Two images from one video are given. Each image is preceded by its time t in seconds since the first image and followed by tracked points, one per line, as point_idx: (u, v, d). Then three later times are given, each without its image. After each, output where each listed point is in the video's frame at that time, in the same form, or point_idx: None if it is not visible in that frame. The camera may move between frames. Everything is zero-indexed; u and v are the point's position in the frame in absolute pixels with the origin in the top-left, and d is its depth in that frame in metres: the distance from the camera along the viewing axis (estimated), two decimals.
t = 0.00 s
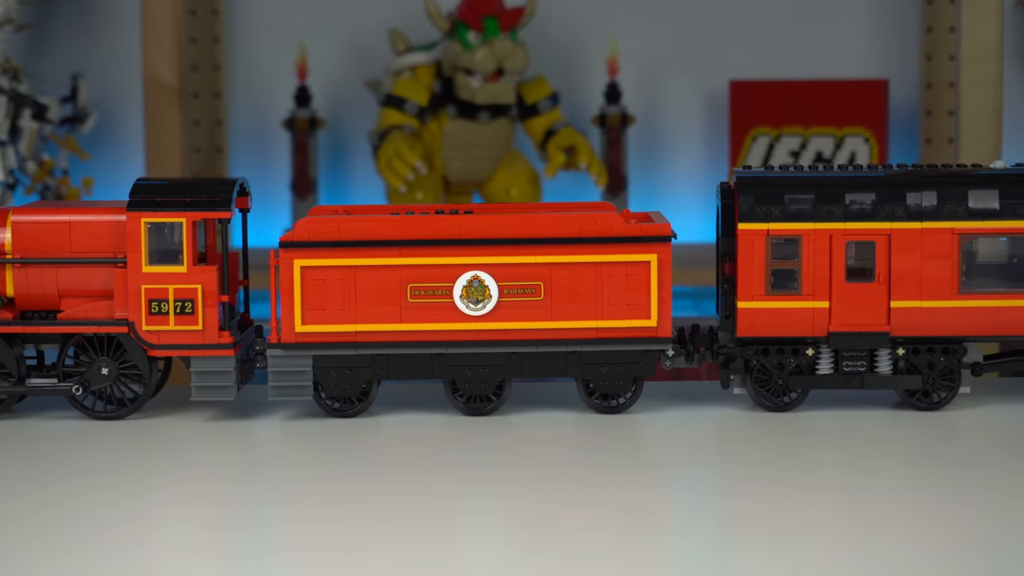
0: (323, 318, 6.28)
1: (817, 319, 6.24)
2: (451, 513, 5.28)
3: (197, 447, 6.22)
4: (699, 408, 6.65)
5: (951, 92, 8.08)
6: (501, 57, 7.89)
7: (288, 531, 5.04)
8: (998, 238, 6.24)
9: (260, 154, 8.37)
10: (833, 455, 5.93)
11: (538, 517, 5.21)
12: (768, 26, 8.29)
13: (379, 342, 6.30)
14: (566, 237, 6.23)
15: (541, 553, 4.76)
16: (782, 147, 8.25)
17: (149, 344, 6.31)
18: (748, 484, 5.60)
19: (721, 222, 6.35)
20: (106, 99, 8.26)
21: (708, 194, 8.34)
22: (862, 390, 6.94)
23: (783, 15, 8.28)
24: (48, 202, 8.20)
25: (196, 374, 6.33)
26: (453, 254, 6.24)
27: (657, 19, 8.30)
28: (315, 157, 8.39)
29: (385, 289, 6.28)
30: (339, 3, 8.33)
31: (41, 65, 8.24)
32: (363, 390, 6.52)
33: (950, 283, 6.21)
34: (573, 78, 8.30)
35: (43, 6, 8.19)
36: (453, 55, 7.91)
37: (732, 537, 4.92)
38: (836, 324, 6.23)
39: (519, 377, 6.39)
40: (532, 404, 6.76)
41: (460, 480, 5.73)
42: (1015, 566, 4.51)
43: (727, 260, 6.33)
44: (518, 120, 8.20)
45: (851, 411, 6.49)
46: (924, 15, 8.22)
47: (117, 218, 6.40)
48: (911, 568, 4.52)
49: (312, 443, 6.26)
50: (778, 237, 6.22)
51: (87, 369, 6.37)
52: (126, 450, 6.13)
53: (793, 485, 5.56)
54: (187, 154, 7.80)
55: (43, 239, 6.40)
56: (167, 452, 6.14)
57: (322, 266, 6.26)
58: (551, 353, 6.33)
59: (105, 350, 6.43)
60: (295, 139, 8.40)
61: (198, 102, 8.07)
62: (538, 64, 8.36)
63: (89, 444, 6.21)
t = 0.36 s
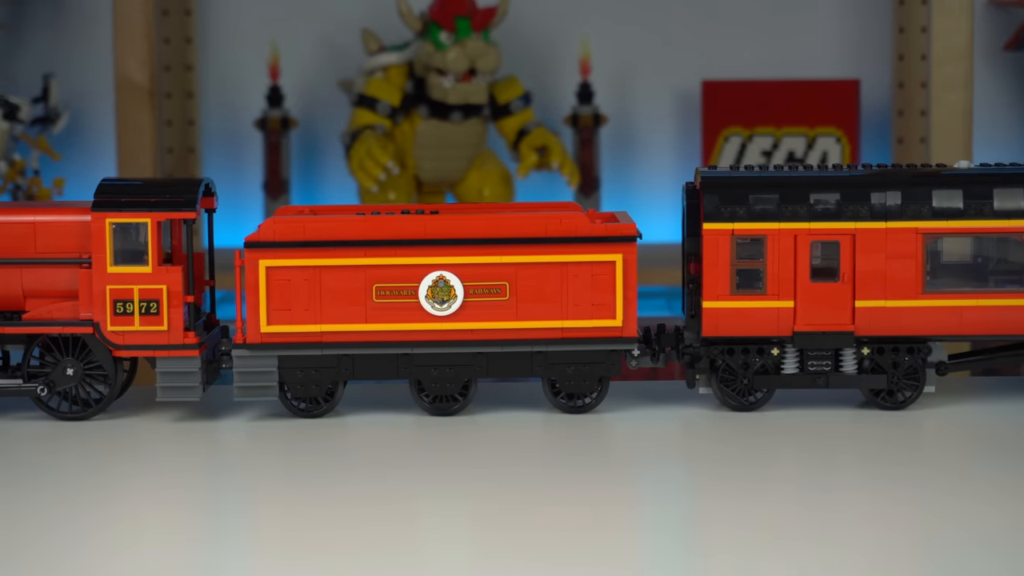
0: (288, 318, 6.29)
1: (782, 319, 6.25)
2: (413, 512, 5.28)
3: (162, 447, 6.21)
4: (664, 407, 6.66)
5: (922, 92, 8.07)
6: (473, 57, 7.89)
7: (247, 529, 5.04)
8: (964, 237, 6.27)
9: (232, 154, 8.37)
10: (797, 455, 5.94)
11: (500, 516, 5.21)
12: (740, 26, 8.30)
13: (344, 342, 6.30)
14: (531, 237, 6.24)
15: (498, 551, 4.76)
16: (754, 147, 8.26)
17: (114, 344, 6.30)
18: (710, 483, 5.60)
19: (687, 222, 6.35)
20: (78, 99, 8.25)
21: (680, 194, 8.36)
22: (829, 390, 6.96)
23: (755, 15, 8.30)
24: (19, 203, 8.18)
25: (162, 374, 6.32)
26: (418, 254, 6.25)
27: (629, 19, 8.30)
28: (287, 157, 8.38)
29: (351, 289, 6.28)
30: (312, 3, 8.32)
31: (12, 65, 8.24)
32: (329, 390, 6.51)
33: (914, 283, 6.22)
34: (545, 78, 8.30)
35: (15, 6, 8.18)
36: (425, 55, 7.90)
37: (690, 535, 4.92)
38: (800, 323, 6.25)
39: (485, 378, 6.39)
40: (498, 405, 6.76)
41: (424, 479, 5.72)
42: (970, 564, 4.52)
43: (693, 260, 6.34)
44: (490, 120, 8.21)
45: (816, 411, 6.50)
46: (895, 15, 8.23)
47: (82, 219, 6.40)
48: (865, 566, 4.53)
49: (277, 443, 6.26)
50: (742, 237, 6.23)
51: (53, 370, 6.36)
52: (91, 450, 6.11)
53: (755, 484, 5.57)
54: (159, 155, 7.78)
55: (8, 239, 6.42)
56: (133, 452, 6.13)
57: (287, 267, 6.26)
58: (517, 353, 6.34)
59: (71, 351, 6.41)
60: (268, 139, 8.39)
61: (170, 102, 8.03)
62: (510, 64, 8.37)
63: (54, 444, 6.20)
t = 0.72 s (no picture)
0: (255, 318, 6.28)
1: (749, 319, 6.26)
2: (376, 511, 5.27)
3: (128, 446, 6.19)
4: (632, 407, 6.66)
5: (896, 92, 8.07)
6: (446, 57, 7.89)
7: (213, 527, 5.02)
8: (931, 237, 6.27)
9: (206, 154, 8.34)
10: (764, 455, 5.94)
11: (465, 515, 5.20)
12: (714, 27, 8.31)
13: (312, 342, 6.29)
14: (499, 237, 6.23)
15: (461, 551, 4.76)
16: (728, 147, 8.26)
17: (81, 345, 6.30)
18: (677, 484, 5.59)
19: (653, 221, 6.34)
20: (51, 99, 8.23)
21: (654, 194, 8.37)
22: (798, 390, 6.96)
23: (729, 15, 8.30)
24: None
25: (129, 375, 6.32)
26: (386, 254, 6.24)
27: (603, 19, 8.30)
28: (262, 159, 8.36)
29: (318, 290, 6.27)
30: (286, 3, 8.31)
31: None
32: (297, 390, 6.51)
33: (880, 282, 6.23)
34: (519, 78, 8.30)
35: None
36: (399, 55, 7.90)
37: (655, 535, 4.92)
38: (767, 323, 6.25)
39: (453, 378, 6.39)
40: (467, 405, 6.76)
41: (390, 479, 5.72)
42: (933, 563, 4.52)
43: (660, 260, 6.32)
44: (464, 120, 8.21)
45: (784, 410, 6.50)
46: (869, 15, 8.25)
47: (49, 219, 6.40)
48: (829, 566, 4.53)
49: (244, 442, 6.24)
50: (709, 237, 6.24)
51: (20, 370, 6.37)
52: (57, 449, 6.10)
53: (721, 484, 5.56)
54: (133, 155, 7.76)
55: None
56: (99, 451, 6.11)
57: (255, 267, 6.25)
58: (484, 353, 6.33)
59: (37, 352, 6.42)
60: (242, 139, 8.38)
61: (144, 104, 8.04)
62: (484, 64, 8.36)
63: (21, 444, 6.18)
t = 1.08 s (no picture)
0: (221, 319, 6.27)
1: (714, 319, 6.26)
2: (339, 511, 5.26)
3: (94, 446, 6.19)
4: (599, 407, 6.66)
5: (868, 92, 8.05)
6: (419, 57, 7.89)
7: (175, 527, 5.00)
8: (896, 236, 6.32)
9: (178, 155, 8.34)
10: (728, 455, 5.94)
11: (428, 514, 5.20)
12: (687, 27, 8.32)
13: (278, 343, 6.29)
14: (464, 237, 6.23)
15: (423, 550, 4.75)
16: (700, 147, 8.27)
17: (47, 346, 6.29)
18: (642, 484, 5.59)
19: (619, 222, 6.35)
20: (23, 99, 8.22)
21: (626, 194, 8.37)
22: (765, 390, 6.97)
23: (702, 16, 8.32)
24: None
25: (94, 376, 6.31)
26: (351, 254, 6.24)
27: (576, 19, 8.31)
28: (234, 159, 8.34)
29: (284, 290, 6.27)
30: (258, 3, 8.30)
31: None
32: (263, 390, 6.50)
33: (845, 283, 6.25)
34: (491, 78, 8.31)
35: None
36: (371, 55, 7.89)
37: (617, 535, 4.91)
38: (733, 323, 6.26)
39: (418, 378, 6.39)
40: (434, 405, 6.76)
41: (355, 478, 5.71)
42: (895, 563, 4.52)
43: (625, 260, 6.32)
44: (437, 120, 8.20)
45: (750, 410, 6.51)
46: (841, 15, 8.26)
47: (14, 220, 6.39)
48: (790, 566, 4.53)
49: (210, 442, 6.24)
50: (674, 237, 6.24)
51: None
52: (22, 450, 6.08)
53: (686, 485, 5.56)
54: (105, 155, 7.74)
55: None
56: (64, 451, 6.10)
57: (220, 268, 6.25)
58: (450, 353, 6.33)
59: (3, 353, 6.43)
60: (214, 140, 8.34)
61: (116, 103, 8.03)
62: (457, 64, 8.36)
63: None
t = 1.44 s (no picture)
0: (186, 320, 6.26)
1: (680, 319, 6.26)
2: (301, 510, 5.26)
3: (60, 447, 6.17)
4: (565, 407, 6.67)
5: (839, 93, 8.02)
6: (390, 57, 7.88)
7: (136, 527, 4.99)
8: (862, 237, 6.27)
9: (150, 156, 8.33)
10: (693, 454, 5.95)
11: (391, 513, 5.20)
12: (660, 27, 8.33)
13: (243, 343, 6.28)
14: (429, 237, 6.23)
15: (387, 549, 4.75)
16: (672, 147, 8.28)
17: (12, 346, 6.28)
18: (606, 484, 5.59)
19: (585, 222, 6.37)
20: None
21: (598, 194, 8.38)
22: (733, 390, 6.98)
23: (674, 16, 8.32)
24: None
25: (59, 377, 6.29)
26: (316, 254, 6.24)
27: (548, 19, 8.31)
28: (205, 160, 8.33)
29: (249, 290, 6.26)
30: (230, 3, 8.29)
31: None
32: (229, 391, 6.50)
33: (811, 283, 6.25)
34: (463, 78, 8.30)
35: None
36: (342, 55, 7.88)
37: (578, 534, 4.91)
38: (698, 323, 6.26)
39: (384, 378, 6.39)
40: (400, 405, 6.76)
41: (320, 477, 5.71)
42: (856, 561, 4.52)
43: (591, 260, 6.33)
44: (409, 120, 8.19)
45: (716, 410, 6.52)
46: (813, 16, 8.28)
47: None
48: (751, 565, 4.53)
49: (175, 442, 6.22)
50: (639, 237, 6.24)
51: None
52: None
53: (650, 484, 5.56)
54: (76, 155, 7.71)
55: None
56: (29, 452, 6.08)
57: (185, 268, 6.24)
58: (416, 353, 6.33)
59: None
60: (186, 140, 8.33)
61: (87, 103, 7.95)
62: (429, 63, 8.36)
63: None
